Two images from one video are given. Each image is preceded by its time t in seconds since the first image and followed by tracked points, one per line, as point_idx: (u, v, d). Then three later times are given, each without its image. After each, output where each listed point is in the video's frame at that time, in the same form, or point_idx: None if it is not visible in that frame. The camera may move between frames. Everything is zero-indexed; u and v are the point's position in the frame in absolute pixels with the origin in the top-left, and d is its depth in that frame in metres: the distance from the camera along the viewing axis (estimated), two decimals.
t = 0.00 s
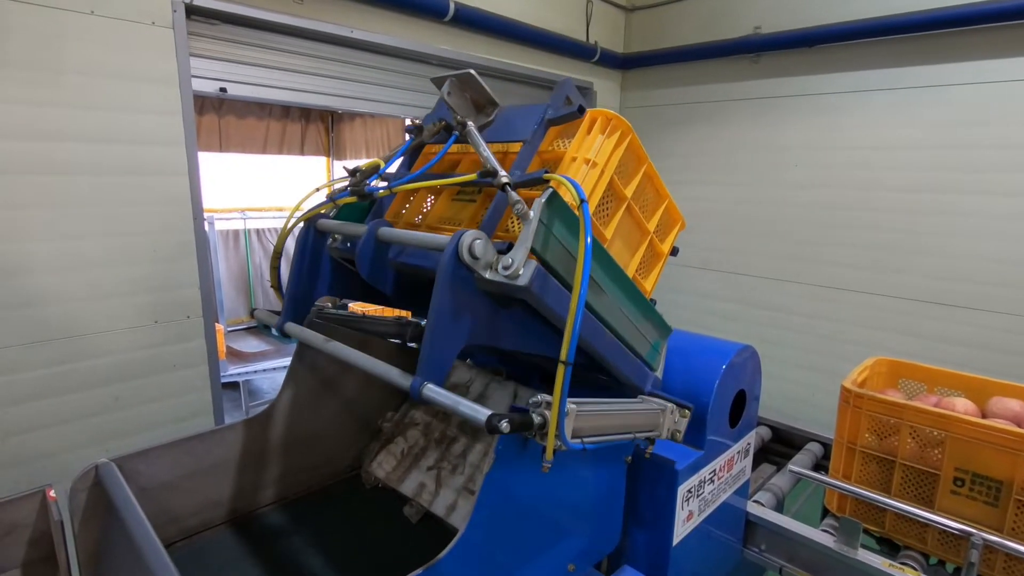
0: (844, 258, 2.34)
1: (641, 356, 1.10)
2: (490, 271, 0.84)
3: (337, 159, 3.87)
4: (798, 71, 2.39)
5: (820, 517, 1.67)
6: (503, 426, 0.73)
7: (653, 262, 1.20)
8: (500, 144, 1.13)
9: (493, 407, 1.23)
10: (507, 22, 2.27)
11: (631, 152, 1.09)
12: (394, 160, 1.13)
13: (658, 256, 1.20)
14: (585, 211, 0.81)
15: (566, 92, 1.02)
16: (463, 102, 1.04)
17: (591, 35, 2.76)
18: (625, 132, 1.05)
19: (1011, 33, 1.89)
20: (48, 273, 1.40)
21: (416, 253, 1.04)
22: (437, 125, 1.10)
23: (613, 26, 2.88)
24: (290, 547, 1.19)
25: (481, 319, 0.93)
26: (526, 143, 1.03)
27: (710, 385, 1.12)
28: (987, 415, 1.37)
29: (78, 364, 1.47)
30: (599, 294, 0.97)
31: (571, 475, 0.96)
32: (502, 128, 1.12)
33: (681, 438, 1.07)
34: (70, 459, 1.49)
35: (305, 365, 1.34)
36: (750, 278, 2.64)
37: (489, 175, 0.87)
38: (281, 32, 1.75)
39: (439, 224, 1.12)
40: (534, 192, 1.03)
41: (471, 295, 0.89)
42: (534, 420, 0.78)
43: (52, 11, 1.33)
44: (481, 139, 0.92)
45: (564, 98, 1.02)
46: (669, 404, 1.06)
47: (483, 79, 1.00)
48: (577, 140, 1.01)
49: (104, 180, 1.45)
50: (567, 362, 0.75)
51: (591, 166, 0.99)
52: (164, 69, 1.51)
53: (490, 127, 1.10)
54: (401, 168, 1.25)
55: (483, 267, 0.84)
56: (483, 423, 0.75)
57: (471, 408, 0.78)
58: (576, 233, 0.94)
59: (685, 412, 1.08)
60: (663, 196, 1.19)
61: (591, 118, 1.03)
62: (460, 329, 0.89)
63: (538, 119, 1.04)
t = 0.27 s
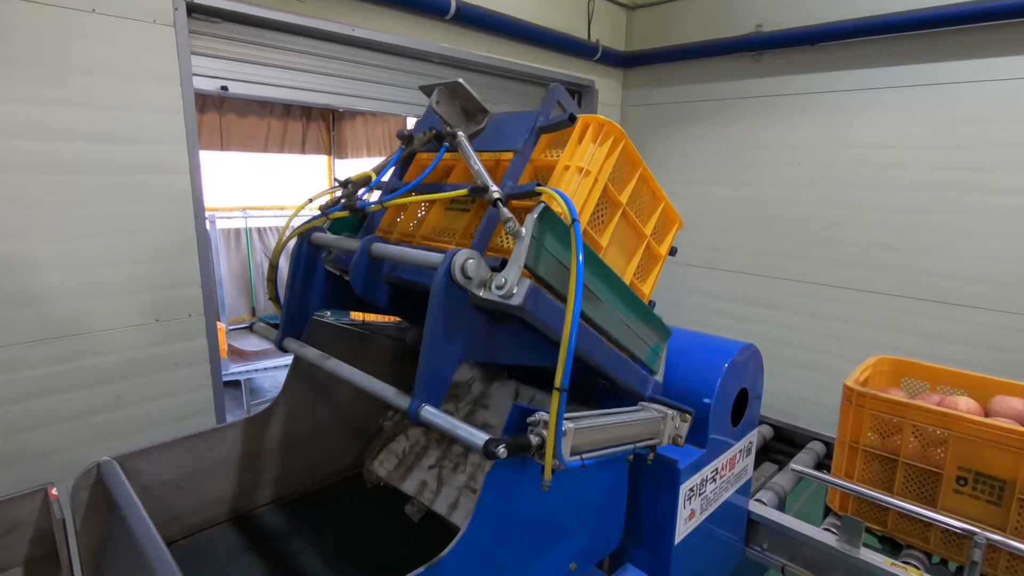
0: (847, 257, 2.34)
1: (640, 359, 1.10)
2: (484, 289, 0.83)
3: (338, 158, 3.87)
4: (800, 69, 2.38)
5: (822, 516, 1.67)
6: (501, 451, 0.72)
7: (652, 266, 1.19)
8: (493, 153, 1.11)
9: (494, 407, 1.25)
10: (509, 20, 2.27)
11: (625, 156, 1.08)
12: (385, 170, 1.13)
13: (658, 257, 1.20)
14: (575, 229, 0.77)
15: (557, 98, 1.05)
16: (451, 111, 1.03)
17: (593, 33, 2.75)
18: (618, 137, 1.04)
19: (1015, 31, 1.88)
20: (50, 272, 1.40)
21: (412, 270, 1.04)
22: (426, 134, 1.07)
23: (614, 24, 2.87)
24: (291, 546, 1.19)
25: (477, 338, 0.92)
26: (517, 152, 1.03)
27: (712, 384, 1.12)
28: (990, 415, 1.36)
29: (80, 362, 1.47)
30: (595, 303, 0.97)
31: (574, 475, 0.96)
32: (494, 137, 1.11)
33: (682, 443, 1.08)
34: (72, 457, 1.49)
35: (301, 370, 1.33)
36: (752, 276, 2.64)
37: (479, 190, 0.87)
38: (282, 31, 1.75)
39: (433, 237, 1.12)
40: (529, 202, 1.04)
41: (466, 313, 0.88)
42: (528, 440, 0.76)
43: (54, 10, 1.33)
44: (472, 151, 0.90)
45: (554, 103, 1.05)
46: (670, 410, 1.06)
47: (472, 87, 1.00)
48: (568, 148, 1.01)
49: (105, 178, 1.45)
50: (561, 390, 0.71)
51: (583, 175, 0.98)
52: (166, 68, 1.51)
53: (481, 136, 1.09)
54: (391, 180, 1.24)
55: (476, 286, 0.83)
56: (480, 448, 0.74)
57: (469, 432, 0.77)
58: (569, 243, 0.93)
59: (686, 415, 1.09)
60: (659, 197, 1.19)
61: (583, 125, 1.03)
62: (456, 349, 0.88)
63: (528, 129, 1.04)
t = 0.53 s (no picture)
0: (849, 257, 2.33)
1: (641, 366, 1.09)
2: (478, 310, 0.84)
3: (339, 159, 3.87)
4: (801, 70, 2.38)
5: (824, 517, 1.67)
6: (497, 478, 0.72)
7: (648, 271, 1.18)
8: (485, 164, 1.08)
9: (496, 407, 1.23)
10: (510, 20, 2.27)
11: (618, 164, 1.06)
12: (377, 183, 1.16)
13: (655, 262, 1.19)
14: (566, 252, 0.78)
15: (547, 106, 1.07)
16: (441, 122, 1.03)
17: (594, 34, 2.75)
18: (611, 145, 1.02)
19: (1017, 31, 1.87)
20: (52, 272, 1.40)
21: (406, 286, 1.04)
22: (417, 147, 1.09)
23: (615, 25, 2.87)
24: (293, 547, 1.19)
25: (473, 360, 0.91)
26: (508, 166, 1.00)
27: (714, 386, 1.11)
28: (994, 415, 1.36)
29: (82, 362, 1.47)
30: (591, 315, 0.96)
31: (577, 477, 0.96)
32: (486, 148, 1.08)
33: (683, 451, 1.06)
34: (72, 458, 1.49)
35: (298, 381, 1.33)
36: (754, 277, 2.63)
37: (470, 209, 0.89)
38: (284, 32, 1.75)
39: (428, 251, 1.12)
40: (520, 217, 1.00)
41: (461, 335, 0.88)
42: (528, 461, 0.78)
43: (55, 11, 1.33)
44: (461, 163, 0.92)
45: (546, 110, 1.06)
46: (672, 419, 1.04)
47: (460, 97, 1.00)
48: (559, 159, 0.98)
49: (106, 179, 1.45)
50: (556, 418, 0.71)
51: (574, 186, 0.96)
52: (167, 69, 1.51)
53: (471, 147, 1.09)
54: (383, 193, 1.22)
55: (469, 308, 0.84)
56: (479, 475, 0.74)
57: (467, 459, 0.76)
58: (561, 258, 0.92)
59: (685, 424, 1.06)
60: (655, 202, 1.16)
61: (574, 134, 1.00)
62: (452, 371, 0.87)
63: (519, 140, 1.02)
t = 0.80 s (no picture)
0: (850, 258, 2.33)
1: (640, 373, 1.08)
2: (472, 331, 0.82)
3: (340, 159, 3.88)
4: (803, 71, 2.38)
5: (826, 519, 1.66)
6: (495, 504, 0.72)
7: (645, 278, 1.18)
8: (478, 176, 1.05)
9: (497, 409, 1.11)
10: (512, 21, 2.27)
11: (613, 173, 1.04)
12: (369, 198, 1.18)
13: (652, 267, 1.18)
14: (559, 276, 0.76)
15: (538, 117, 0.99)
16: (430, 135, 1.04)
17: (595, 34, 2.75)
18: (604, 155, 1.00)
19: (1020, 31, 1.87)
20: (54, 272, 1.40)
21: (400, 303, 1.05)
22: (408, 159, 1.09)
23: (617, 25, 2.87)
24: (293, 547, 1.19)
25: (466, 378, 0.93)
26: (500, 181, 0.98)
27: (715, 387, 1.11)
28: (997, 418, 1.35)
29: (83, 362, 1.47)
30: (588, 328, 0.94)
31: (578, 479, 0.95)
32: (479, 159, 1.04)
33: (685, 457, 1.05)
34: (73, 457, 1.49)
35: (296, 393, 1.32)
36: (755, 278, 2.63)
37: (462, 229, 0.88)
38: (286, 32, 1.75)
39: (422, 266, 1.11)
40: (514, 232, 0.98)
41: (456, 358, 0.90)
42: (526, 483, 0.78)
43: (58, 11, 1.33)
44: (454, 183, 0.93)
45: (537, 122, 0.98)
46: (674, 426, 1.04)
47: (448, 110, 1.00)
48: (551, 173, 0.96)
49: (108, 178, 1.45)
50: (551, 448, 0.70)
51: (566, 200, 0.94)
52: (168, 69, 1.51)
53: (463, 160, 1.06)
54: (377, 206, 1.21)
55: (463, 330, 0.82)
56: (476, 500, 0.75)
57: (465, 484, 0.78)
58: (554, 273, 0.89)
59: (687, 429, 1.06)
60: (651, 209, 1.14)
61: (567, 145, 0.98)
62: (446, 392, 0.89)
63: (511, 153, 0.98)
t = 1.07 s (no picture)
0: (855, 258, 2.32)
1: (642, 378, 1.08)
2: (471, 351, 0.82)
3: (343, 159, 3.89)
4: (807, 69, 2.37)
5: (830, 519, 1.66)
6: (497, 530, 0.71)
7: (644, 284, 1.17)
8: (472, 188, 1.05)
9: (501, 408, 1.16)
10: (515, 20, 2.26)
11: (609, 181, 1.03)
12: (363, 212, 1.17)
13: (652, 271, 1.18)
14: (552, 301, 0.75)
15: (531, 126, 0.99)
16: (423, 147, 1.03)
17: (598, 33, 2.75)
18: (599, 164, 0.98)
19: None
20: (58, 271, 1.40)
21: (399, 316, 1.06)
22: (400, 171, 1.06)
23: (620, 24, 2.86)
24: (297, 545, 1.19)
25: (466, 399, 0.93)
26: (495, 195, 0.97)
27: (720, 386, 1.11)
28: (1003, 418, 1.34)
29: (87, 361, 1.47)
30: (589, 339, 0.94)
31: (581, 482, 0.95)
32: (474, 170, 1.04)
33: (689, 463, 1.04)
34: (78, 456, 1.49)
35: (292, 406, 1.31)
36: (758, 277, 2.62)
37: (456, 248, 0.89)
38: (290, 31, 1.75)
39: (420, 279, 1.11)
40: (510, 247, 0.97)
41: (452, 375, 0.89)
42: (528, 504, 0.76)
43: (61, 10, 1.33)
44: (447, 198, 0.93)
45: (531, 131, 0.98)
46: (676, 431, 1.03)
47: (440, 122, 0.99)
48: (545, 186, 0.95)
49: (112, 178, 1.45)
50: (550, 476, 0.71)
51: (562, 214, 0.93)
52: (171, 68, 1.51)
53: (457, 171, 1.07)
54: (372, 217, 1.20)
55: (462, 351, 0.82)
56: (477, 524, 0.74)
57: (466, 508, 0.76)
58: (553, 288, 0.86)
59: (691, 434, 1.06)
60: (650, 213, 1.13)
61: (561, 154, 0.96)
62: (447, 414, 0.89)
63: (505, 166, 0.98)
